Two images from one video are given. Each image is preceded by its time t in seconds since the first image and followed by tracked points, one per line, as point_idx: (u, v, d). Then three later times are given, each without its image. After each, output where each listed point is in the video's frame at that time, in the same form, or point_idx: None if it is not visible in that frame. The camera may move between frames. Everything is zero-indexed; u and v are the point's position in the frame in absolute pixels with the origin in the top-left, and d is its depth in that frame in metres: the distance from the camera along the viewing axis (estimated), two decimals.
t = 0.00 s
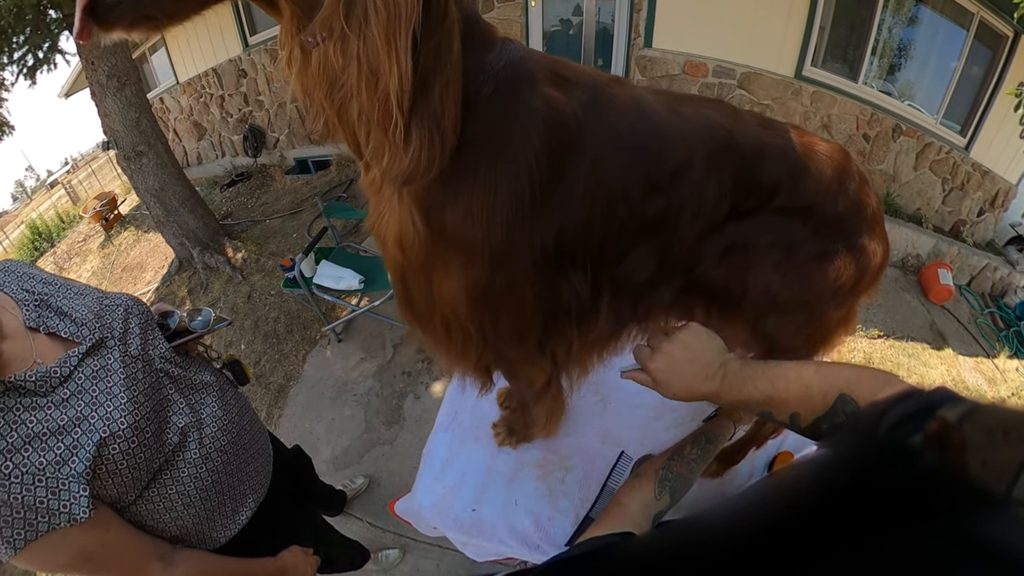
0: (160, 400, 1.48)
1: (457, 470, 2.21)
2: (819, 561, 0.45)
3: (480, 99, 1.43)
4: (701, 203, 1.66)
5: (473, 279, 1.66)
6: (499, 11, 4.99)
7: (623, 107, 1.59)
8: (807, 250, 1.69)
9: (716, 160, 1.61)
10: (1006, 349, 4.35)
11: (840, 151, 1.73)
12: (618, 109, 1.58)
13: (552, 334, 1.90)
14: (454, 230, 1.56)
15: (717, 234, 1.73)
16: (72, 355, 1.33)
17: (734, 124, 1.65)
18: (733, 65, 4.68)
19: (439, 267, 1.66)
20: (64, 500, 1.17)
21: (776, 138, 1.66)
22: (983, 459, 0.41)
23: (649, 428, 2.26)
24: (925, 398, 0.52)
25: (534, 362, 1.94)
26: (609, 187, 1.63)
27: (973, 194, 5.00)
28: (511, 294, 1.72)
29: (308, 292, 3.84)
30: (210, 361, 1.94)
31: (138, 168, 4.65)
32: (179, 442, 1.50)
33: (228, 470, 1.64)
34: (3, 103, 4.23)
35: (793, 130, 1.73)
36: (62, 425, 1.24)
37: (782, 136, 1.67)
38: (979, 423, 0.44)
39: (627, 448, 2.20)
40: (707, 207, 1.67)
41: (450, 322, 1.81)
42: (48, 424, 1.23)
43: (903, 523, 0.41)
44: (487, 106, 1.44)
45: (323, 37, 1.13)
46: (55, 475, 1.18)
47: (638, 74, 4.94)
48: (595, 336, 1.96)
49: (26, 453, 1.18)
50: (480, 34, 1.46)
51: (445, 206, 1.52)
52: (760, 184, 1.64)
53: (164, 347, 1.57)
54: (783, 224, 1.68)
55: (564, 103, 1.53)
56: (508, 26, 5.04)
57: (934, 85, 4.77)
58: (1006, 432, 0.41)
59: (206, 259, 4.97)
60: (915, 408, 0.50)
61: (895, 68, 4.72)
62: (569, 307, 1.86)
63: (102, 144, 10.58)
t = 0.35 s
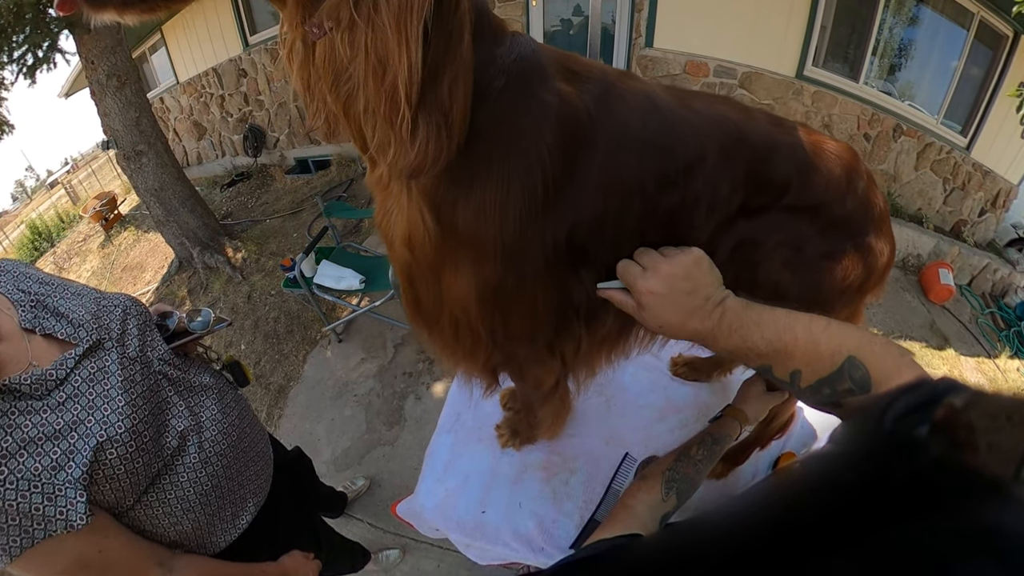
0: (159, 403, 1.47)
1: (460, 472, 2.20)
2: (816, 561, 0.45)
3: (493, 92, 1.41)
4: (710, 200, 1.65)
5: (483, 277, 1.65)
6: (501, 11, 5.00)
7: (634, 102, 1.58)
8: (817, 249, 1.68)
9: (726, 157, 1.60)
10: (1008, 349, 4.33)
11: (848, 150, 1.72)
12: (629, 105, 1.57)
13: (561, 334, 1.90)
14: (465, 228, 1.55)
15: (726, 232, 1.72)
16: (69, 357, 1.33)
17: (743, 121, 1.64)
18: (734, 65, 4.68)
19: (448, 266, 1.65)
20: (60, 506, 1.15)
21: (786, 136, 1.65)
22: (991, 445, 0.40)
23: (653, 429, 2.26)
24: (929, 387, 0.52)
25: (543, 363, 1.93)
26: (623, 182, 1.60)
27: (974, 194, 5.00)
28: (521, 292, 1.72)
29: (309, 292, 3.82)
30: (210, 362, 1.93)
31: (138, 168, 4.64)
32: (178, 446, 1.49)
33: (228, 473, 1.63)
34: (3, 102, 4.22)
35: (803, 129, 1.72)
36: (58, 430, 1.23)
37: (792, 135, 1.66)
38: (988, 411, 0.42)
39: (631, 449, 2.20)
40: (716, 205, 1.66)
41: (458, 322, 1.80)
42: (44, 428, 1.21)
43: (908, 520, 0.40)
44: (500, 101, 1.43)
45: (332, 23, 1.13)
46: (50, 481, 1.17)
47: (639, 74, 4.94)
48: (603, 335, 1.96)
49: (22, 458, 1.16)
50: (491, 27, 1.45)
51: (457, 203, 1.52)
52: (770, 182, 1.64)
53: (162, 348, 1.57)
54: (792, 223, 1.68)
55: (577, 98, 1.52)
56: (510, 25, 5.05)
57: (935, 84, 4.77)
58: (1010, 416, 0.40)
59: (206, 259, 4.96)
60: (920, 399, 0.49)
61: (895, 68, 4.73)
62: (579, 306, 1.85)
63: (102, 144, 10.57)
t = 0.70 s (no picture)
0: (162, 403, 1.46)
1: (463, 472, 2.20)
2: (815, 559, 0.45)
3: (503, 88, 1.40)
4: (715, 200, 1.65)
5: (490, 278, 1.65)
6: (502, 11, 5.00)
7: (639, 101, 1.58)
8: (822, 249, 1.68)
9: (731, 157, 1.60)
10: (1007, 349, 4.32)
11: (853, 150, 1.73)
12: (635, 104, 1.57)
13: (567, 335, 1.90)
14: (472, 228, 1.54)
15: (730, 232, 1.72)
16: (71, 356, 1.32)
17: (749, 121, 1.64)
18: (735, 65, 4.69)
19: (455, 266, 1.64)
20: (61, 509, 1.14)
21: (792, 136, 1.65)
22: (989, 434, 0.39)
23: (656, 428, 2.25)
24: (927, 376, 0.51)
25: (548, 364, 1.93)
26: (624, 185, 1.61)
27: (974, 194, 5.00)
28: (528, 293, 1.72)
29: (310, 291, 3.82)
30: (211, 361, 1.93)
31: (138, 167, 4.64)
32: (180, 447, 1.48)
33: (231, 475, 1.63)
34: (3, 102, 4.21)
35: (808, 129, 1.72)
36: (59, 430, 1.22)
37: (797, 135, 1.66)
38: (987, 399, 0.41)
39: (634, 449, 2.18)
40: (721, 204, 1.66)
41: (463, 324, 1.79)
42: (45, 429, 1.21)
43: (906, 509, 0.41)
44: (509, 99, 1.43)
45: (344, 17, 1.10)
46: (51, 483, 1.16)
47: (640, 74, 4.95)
48: (607, 334, 1.96)
49: (22, 460, 1.16)
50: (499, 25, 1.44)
51: (465, 203, 1.51)
52: (776, 182, 1.63)
53: (164, 348, 1.56)
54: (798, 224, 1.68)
55: (583, 97, 1.52)
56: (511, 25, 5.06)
57: (935, 84, 4.78)
58: (1008, 402, 0.39)
59: (206, 259, 4.95)
60: (918, 387, 0.48)
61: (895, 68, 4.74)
62: (584, 306, 1.86)
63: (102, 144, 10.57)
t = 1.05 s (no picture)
0: (164, 401, 1.46)
1: (467, 471, 2.20)
2: (820, 554, 0.44)
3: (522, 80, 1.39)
4: (723, 198, 1.65)
5: (501, 273, 1.65)
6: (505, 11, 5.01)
7: (649, 96, 1.57)
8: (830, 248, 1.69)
9: (739, 155, 1.60)
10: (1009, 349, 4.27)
11: (861, 149, 1.73)
12: (646, 100, 1.57)
13: (575, 331, 1.91)
14: (485, 224, 1.54)
15: (739, 230, 1.71)
16: (72, 353, 1.32)
17: (757, 119, 1.64)
18: (735, 65, 4.71)
19: (466, 261, 1.65)
20: (62, 509, 1.13)
21: (800, 134, 1.66)
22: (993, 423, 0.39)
23: (659, 427, 2.25)
24: (923, 376, 0.54)
25: (556, 360, 1.94)
26: (635, 179, 1.59)
27: (974, 194, 5.01)
28: (540, 288, 1.72)
29: (312, 291, 3.82)
30: (214, 360, 1.92)
31: (139, 167, 4.64)
32: (182, 446, 1.48)
33: (234, 474, 1.62)
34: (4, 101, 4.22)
35: (817, 127, 1.73)
36: (60, 429, 1.22)
37: (806, 133, 1.67)
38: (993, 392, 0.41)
39: (637, 447, 2.18)
40: (728, 202, 1.66)
41: (473, 319, 1.80)
42: (46, 428, 1.20)
43: (908, 508, 0.40)
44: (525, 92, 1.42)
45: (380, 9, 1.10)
46: (52, 483, 1.15)
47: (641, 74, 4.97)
48: (615, 332, 1.95)
49: (23, 459, 1.15)
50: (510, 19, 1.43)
51: (478, 198, 1.51)
52: (785, 181, 1.63)
53: (166, 345, 1.56)
54: (806, 222, 1.68)
55: (594, 92, 1.51)
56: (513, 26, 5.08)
57: (935, 84, 4.78)
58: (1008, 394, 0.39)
59: (207, 259, 4.94)
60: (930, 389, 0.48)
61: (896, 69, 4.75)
62: (593, 303, 1.86)
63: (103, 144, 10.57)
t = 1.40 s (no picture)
0: (154, 406, 1.46)
1: (455, 477, 2.19)
2: None
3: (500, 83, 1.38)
4: (712, 201, 1.63)
5: (486, 279, 1.64)
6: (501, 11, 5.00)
7: (630, 98, 1.56)
8: (823, 254, 1.66)
9: (727, 158, 1.58)
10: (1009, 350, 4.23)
11: (856, 151, 1.70)
12: (628, 102, 1.56)
13: (561, 338, 1.90)
14: (469, 231, 1.53)
15: (729, 234, 1.69)
16: (65, 360, 1.31)
17: (747, 120, 1.62)
18: (734, 64, 4.69)
19: (450, 269, 1.62)
20: (57, 509, 1.13)
21: (791, 136, 1.63)
22: None
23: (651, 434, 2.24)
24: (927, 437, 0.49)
25: (541, 369, 1.93)
26: (617, 179, 1.59)
27: (974, 194, 4.95)
28: (525, 293, 1.71)
29: (308, 293, 3.82)
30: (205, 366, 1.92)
31: (136, 168, 4.65)
32: (173, 450, 1.47)
33: (224, 478, 1.62)
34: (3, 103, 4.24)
35: (810, 130, 1.70)
36: (54, 432, 1.22)
37: (798, 136, 1.64)
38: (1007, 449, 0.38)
39: (631, 456, 2.18)
40: (717, 205, 1.64)
41: (458, 328, 1.78)
42: (41, 431, 1.20)
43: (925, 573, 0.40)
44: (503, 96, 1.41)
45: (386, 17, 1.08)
46: (46, 483, 1.15)
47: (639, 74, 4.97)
48: (603, 337, 1.95)
49: (16, 462, 1.15)
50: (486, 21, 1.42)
51: (463, 206, 1.49)
52: (776, 185, 1.62)
53: (157, 351, 1.55)
54: (799, 227, 1.65)
55: (573, 95, 1.50)
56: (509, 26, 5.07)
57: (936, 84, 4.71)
58: None
59: (205, 260, 4.95)
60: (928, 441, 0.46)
61: (896, 68, 4.72)
62: (580, 307, 1.85)
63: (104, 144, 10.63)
